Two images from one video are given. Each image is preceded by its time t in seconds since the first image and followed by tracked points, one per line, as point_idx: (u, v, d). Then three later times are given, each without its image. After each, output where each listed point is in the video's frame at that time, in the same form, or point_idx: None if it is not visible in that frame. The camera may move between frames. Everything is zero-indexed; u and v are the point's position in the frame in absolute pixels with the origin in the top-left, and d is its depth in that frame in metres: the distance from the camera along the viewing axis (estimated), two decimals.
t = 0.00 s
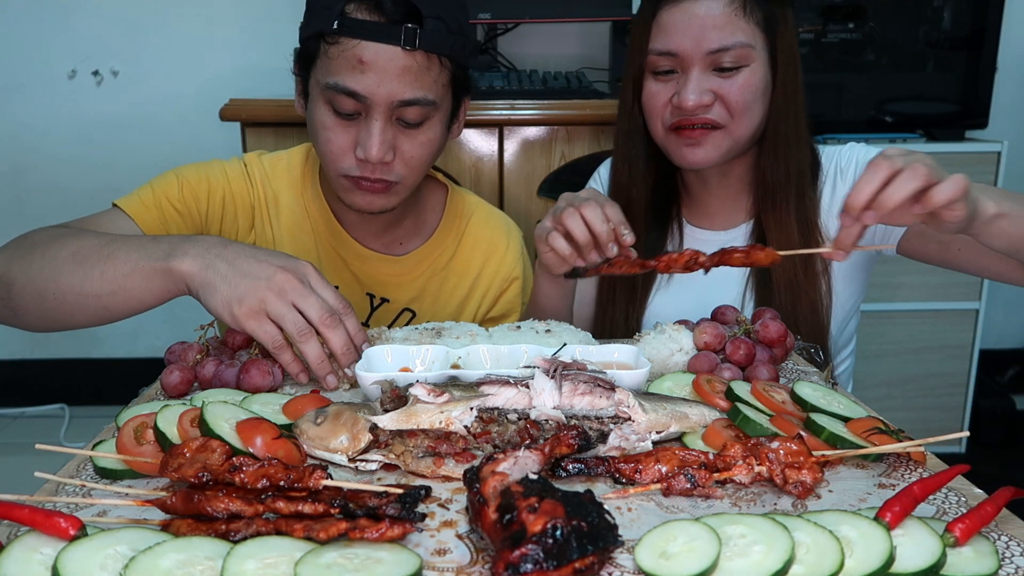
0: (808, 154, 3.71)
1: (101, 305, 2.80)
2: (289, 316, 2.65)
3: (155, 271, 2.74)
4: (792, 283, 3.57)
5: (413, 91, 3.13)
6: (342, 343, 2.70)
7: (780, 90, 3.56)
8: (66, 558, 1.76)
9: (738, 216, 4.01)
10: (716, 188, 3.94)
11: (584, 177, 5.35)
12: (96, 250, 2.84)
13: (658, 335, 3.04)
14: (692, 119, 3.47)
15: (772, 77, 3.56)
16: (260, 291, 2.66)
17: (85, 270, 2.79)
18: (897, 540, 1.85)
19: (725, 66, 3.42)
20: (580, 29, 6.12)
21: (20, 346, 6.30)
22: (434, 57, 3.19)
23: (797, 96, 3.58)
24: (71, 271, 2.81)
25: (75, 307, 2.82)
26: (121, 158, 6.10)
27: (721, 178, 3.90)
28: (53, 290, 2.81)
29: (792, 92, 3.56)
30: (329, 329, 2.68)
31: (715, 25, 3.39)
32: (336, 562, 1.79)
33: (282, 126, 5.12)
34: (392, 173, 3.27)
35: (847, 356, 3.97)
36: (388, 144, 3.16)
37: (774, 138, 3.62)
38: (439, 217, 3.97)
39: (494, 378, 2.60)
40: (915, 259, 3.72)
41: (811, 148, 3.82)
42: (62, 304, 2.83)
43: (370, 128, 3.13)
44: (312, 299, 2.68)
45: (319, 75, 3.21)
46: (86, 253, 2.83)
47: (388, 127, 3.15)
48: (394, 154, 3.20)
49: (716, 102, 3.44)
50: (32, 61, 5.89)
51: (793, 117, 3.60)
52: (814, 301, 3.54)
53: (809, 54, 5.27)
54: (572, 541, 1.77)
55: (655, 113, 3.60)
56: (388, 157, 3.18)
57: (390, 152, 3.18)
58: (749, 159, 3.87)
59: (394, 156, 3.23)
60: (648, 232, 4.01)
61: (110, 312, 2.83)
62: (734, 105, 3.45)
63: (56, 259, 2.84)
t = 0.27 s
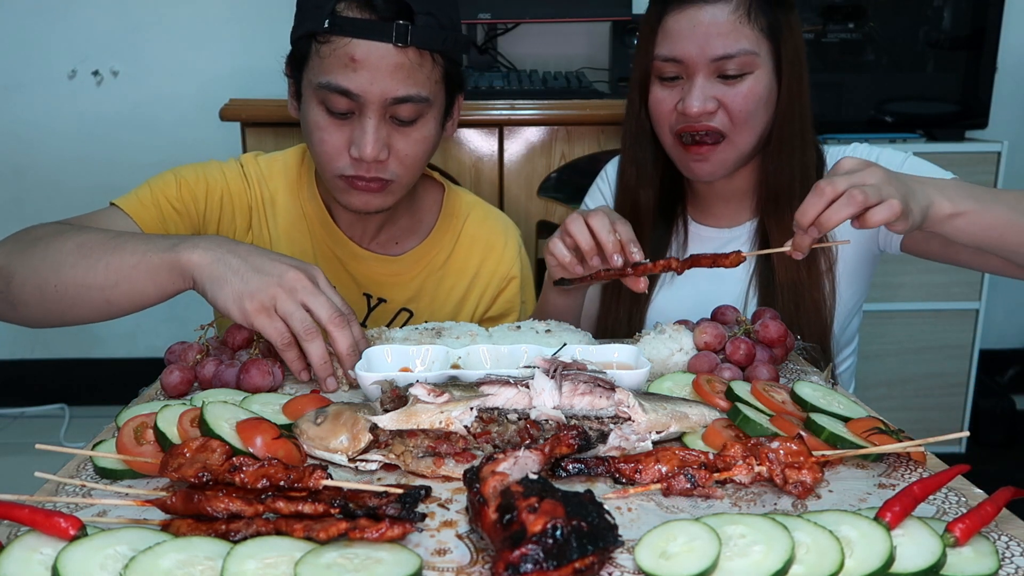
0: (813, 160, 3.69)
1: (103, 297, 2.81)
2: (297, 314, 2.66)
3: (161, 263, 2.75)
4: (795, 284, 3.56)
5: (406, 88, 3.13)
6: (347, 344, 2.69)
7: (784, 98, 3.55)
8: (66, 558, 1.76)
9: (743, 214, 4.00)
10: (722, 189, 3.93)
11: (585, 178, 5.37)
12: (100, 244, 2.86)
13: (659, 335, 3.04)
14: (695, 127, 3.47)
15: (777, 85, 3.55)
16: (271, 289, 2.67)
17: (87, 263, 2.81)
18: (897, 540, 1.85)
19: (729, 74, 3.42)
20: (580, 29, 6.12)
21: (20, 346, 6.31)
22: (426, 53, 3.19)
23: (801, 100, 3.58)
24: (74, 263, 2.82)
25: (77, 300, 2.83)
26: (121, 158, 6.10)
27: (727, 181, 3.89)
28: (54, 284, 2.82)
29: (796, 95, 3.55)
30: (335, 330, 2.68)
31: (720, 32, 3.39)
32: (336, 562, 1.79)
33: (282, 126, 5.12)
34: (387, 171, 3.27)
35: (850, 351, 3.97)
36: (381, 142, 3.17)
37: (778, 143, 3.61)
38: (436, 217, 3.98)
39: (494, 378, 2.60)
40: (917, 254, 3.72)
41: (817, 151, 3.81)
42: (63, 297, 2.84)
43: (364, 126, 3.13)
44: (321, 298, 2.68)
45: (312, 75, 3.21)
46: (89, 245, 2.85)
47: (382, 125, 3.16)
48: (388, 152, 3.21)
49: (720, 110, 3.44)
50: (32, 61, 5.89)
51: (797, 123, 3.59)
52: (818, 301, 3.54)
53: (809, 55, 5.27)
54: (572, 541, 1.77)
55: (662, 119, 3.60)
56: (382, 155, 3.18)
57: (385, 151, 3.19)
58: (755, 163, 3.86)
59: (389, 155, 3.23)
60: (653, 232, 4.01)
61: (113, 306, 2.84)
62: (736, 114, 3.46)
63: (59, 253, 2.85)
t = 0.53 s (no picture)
0: (814, 158, 3.69)
1: (97, 293, 2.81)
2: (296, 298, 2.61)
3: (156, 258, 2.73)
4: (796, 284, 3.56)
5: (401, 86, 3.13)
6: (346, 328, 2.66)
7: (786, 99, 3.54)
8: (66, 558, 1.76)
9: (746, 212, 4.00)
10: (722, 188, 3.93)
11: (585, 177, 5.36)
12: (95, 239, 2.85)
13: (658, 335, 3.04)
14: (699, 125, 3.49)
15: (778, 84, 3.55)
16: (267, 274, 2.62)
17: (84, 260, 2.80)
18: (897, 540, 1.85)
19: (732, 76, 3.42)
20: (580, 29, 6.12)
21: (20, 346, 6.30)
22: (420, 50, 3.19)
23: (804, 101, 3.58)
24: (70, 259, 2.82)
25: (73, 296, 2.82)
26: (121, 158, 6.10)
27: (728, 180, 3.90)
28: (50, 281, 2.81)
29: (799, 96, 3.55)
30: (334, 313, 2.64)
31: (722, 34, 3.39)
32: (336, 562, 1.79)
33: (282, 126, 5.12)
34: (385, 171, 3.28)
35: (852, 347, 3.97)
36: (378, 141, 3.17)
37: (779, 143, 3.62)
38: (433, 216, 3.98)
39: (494, 378, 2.60)
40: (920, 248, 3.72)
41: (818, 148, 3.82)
42: (59, 294, 2.83)
43: (361, 125, 3.13)
44: (319, 282, 2.64)
45: (307, 75, 3.20)
46: (84, 241, 2.85)
47: (378, 124, 3.16)
48: (385, 152, 3.21)
49: (723, 109, 3.45)
50: (32, 60, 5.89)
51: (799, 123, 3.58)
52: (819, 300, 3.54)
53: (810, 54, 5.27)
54: (572, 541, 1.77)
55: (664, 120, 3.61)
56: (379, 154, 3.18)
57: (382, 149, 3.19)
58: (755, 163, 3.87)
59: (386, 154, 3.23)
60: (655, 232, 4.01)
61: (107, 302, 2.83)
62: (741, 111, 3.46)
63: (57, 250, 2.84)
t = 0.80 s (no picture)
0: (814, 157, 3.69)
1: (91, 292, 2.80)
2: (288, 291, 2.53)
3: (145, 254, 2.70)
4: (797, 284, 3.56)
5: (401, 87, 3.13)
6: (348, 310, 2.54)
7: (785, 99, 3.55)
8: (66, 558, 1.76)
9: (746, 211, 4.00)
10: (723, 187, 3.94)
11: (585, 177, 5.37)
12: (85, 238, 2.84)
13: (659, 335, 3.04)
14: (699, 127, 3.48)
15: (779, 84, 3.56)
16: (257, 270, 2.55)
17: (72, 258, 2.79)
18: (897, 540, 1.85)
19: (733, 74, 3.42)
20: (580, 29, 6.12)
21: (20, 346, 6.30)
22: (420, 50, 3.19)
23: (805, 101, 3.58)
24: (60, 258, 2.81)
25: (66, 296, 2.81)
26: (121, 158, 6.10)
27: (730, 180, 3.91)
28: (43, 281, 2.81)
29: (798, 97, 3.56)
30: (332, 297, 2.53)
31: (723, 33, 3.39)
32: (336, 562, 1.79)
33: (282, 126, 5.12)
34: (384, 171, 3.27)
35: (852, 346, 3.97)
36: (378, 142, 3.17)
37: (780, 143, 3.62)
38: (434, 216, 3.98)
39: (494, 378, 2.60)
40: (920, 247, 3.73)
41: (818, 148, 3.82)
42: (53, 294, 2.83)
43: (360, 126, 3.13)
44: (311, 270, 2.55)
45: (306, 75, 3.20)
46: (77, 240, 2.84)
47: (378, 124, 3.16)
48: (384, 152, 3.20)
49: (723, 110, 3.45)
50: (32, 60, 5.89)
51: (799, 123, 3.59)
52: (820, 300, 3.54)
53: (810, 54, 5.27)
54: (572, 541, 1.77)
55: (665, 121, 3.61)
56: (378, 155, 3.18)
57: (381, 150, 3.19)
58: (755, 164, 3.87)
59: (385, 154, 3.23)
60: (655, 232, 4.01)
61: (102, 299, 2.81)
62: (739, 113, 3.46)
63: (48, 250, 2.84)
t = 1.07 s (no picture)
0: (812, 155, 3.69)
1: (77, 284, 2.78)
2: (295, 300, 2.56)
3: (138, 255, 2.69)
4: (796, 283, 3.55)
5: (401, 83, 3.13)
6: (330, 337, 2.56)
7: (784, 97, 3.55)
8: (66, 558, 1.76)
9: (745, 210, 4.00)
10: (721, 186, 3.93)
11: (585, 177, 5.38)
12: (82, 231, 2.84)
13: (658, 335, 3.04)
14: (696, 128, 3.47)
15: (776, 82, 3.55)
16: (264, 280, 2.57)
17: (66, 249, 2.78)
18: (897, 540, 1.85)
19: (729, 72, 3.43)
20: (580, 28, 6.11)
21: (20, 346, 6.30)
22: (420, 48, 3.19)
23: (803, 100, 3.58)
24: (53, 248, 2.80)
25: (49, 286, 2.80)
26: (121, 158, 6.10)
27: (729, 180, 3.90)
28: (33, 268, 2.80)
29: (796, 96, 3.55)
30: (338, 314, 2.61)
31: (720, 31, 3.39)
32: (336, 562, 1.79)
33: (282, 126, 5.12)
34: (383, 168, 3.27)
35: (851, 346, 3.97)
36: (377, 139, 3.16)
37: (778, 141, 3.61)
38: (434, 216, 3.98)
39: (494, 378, 2.60)
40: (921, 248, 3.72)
41: (817, 147, 3.83)
42: (40, 282, 2.81)
43: (360, 122, 3.13)
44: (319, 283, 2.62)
45: (306, 72, 3.20)
46: (73, 232, 2.83)
47: (377, 121, 3.16)
48: (384, 149, 3.20)
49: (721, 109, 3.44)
50: (32, 60, 5.89)
51: (797, 120, 3.58)
52: (819, 299, 3.54)
53: (810, 54, 5.27)
54: (572, 541, 1.77)
55: (663, 121, 3.60)
56: (378, 152, 3.18)
57: (381, 147, 3.18)
58: (754, 164, 3.87)
59: (385, 151, 3.22)
60: (654, 232, 4.01)
61: (85, 295, 2.80)
62: (735, 113, 3.45)
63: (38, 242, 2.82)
